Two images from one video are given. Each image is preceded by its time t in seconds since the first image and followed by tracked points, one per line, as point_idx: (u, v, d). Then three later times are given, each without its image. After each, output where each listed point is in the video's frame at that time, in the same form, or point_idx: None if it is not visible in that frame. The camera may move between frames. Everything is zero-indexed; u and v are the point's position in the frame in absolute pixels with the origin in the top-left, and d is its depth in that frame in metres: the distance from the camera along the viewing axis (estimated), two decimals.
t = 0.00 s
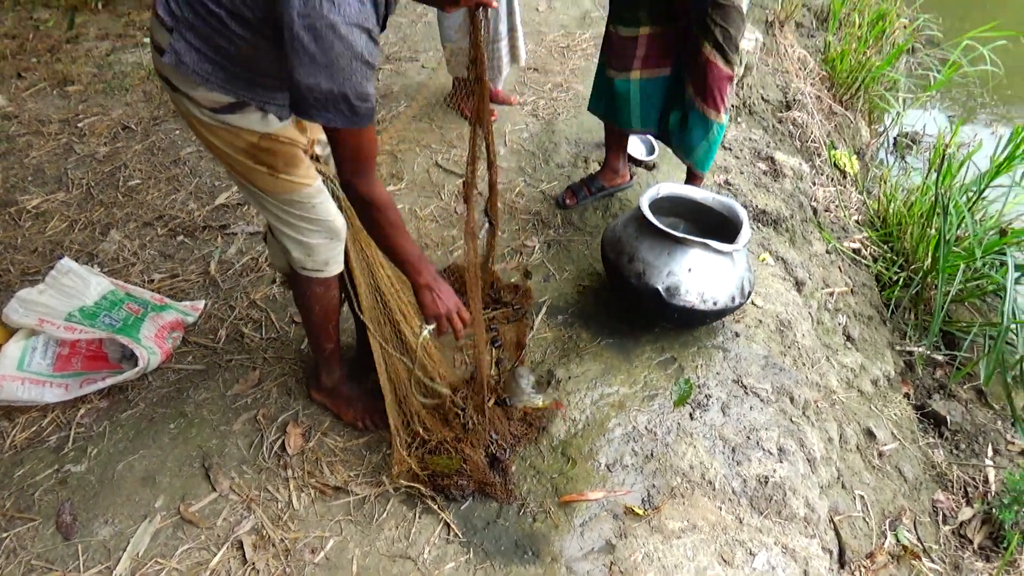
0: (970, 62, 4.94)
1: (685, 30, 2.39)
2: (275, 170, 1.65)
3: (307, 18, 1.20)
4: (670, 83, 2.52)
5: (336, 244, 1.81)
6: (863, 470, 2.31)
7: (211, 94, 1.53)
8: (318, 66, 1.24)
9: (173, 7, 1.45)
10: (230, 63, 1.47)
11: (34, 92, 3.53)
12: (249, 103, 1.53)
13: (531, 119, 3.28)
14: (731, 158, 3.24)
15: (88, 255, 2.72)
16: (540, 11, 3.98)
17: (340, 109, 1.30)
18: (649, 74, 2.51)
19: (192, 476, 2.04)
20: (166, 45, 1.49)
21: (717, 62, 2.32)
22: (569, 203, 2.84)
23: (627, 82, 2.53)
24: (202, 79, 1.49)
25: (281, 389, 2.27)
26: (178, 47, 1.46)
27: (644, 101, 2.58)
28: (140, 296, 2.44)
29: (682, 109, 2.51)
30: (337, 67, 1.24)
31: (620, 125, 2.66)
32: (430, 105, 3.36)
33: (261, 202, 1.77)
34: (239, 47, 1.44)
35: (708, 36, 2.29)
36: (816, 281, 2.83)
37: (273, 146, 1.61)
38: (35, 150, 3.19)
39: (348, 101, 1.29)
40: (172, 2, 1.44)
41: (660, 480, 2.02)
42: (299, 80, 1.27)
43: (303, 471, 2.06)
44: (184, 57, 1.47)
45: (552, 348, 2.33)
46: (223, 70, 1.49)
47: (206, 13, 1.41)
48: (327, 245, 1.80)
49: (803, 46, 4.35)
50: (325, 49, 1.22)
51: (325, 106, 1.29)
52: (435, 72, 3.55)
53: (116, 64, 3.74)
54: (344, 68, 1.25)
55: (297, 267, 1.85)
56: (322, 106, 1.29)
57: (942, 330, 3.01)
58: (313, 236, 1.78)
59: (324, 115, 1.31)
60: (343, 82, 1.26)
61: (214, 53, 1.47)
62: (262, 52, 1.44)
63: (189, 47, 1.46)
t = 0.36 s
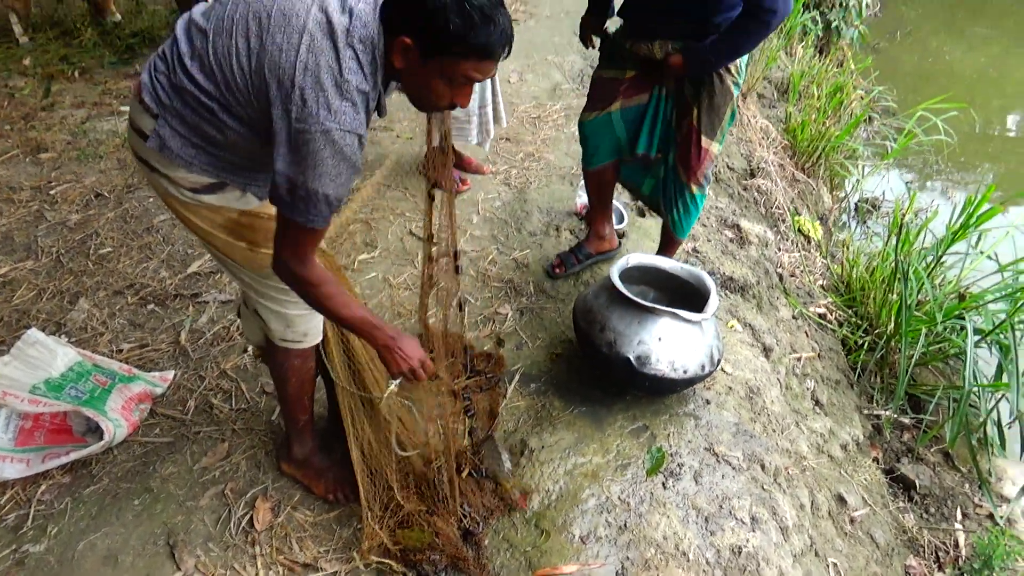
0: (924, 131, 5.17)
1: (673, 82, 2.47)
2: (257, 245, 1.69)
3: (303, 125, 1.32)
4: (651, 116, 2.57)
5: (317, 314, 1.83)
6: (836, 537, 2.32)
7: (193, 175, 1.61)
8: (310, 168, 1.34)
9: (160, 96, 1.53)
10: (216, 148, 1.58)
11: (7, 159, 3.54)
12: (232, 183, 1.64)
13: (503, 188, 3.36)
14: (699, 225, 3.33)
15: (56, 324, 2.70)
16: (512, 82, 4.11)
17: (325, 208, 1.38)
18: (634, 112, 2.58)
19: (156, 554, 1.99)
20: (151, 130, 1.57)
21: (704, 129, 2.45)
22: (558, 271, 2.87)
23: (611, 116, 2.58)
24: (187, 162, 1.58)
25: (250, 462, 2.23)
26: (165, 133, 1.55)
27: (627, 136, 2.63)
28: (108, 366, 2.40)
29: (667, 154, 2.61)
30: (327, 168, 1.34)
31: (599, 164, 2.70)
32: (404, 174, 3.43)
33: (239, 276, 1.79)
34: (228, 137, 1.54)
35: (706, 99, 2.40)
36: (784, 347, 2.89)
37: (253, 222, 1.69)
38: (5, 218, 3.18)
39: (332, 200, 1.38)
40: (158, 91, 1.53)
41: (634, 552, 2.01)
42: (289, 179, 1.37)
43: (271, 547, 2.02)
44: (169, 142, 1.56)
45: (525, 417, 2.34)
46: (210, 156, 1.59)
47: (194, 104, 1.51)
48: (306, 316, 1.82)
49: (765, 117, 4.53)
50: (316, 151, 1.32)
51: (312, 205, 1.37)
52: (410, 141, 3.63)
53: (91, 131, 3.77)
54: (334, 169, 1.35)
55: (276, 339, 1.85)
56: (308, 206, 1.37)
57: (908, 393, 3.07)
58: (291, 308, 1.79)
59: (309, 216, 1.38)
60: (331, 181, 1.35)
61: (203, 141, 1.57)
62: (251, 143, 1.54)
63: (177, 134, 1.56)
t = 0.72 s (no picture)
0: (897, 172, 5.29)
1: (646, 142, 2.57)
2: (238, 286, 1.71)
3: (278, 134, 1.33)
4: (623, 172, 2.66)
5: (295, 356, 1.85)
6: None
7: (179, 216, 1.62)
8: (281, 176, 1.34)
9: (147, 133, 1.54)
10: (202, 186, 1.59)
11: None
12: (217, 224, 1.66)
13: (486, 226, 3.40)
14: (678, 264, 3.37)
15: (31, 361, 2.66)
16: (495, 122, 4.18)
17: (291, 217, 1.39)
18: (607, 169, 2.64)
19: None
20: (137, 167, 1.57)
21: (683, 182, 2.50)
22: (548, 312, 2.91)
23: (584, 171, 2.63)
24: (172, 201, 1.59)
25: (228, 502, 2.20)
26: (151, 170, 1.56)
27: (599, 192, 2.67)
28: (84, 405, 2.37)
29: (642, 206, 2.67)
30: (298, 177, 1.35)
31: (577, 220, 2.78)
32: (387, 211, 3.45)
33: (218, 317, 1.79)
34: (214, 171, 1.55)
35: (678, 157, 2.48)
36: (763, 386, 2.92)
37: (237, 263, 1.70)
38: None
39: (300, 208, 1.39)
40: (146, 129, 1.54)
41: None
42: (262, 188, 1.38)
43: None
44: (155, 179, 1.56)
45: (506, 457, 2.34)
46: (197, 194, 1.61)
47: (182, 140, 1.53)
48: (286, 358, 1.83)
49: (743, 157, 4.63)
50: (288, 159, 1.33)
51: (282, 214, 1.39)
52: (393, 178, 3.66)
53: (72, 165, 3.76)
54: (306, 176, 1.35)
55: (253, 381, 1.84)
56: (278, 214, 1.39)
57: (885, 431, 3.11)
58: (272, 349, 1.81)
59: (279, 224, 1.40)
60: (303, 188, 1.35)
61: (189, 177, 1.58)
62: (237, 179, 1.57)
63: (164, 172, 1.56)
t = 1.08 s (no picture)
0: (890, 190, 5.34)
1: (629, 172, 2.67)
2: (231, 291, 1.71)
3: (270, 145, 1.33)
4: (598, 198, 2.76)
5: (287, 361, 1.85)
6: None
7: (176, 217, 1.62)
8: (269, 187, 1.33)
9: (148, 135, 1.56)
10: (199, 189, 1.59)
11: None
12: (213, 226, 1.65)
13: (481, 233, 3.42)
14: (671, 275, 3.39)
15: (22, 356, 2.66)
16: (492, 129, 4.20)
17: (275, 231, 1.37)
18: (577, 192, 2.74)
19: None
20: (136, 168, 1.58)
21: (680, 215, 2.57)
22: (540, 319, 2.92)
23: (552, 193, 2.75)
24: (168, 202, 1.59)
25: (216, 503, 2.20)
26: (150, 172, 1.57)
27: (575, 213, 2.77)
28: (74, 402, 2.32)
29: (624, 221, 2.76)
30: (287, 190, 1.34)
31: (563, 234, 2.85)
32: (382, 216, 3.47)
33: (212, 319, 1.79)
34: (211, 176, 1.56)
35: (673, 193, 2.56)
36: (752, 399, 2.94)
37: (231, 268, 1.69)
38: None
39: (287, 224, 1.37)
40: (147, 131, 1.56)
41: None
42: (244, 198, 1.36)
43: None
44: (154, 181, 1.57)
45: (496, 464, 2.35)
46: (193, 198, 1.60)
47: (180, 144, 1.53)
48: (277, 363, 1.84)
49: (737, 171, 4.66)
50: (278, 171, 1.33)
51: (267, 228, 1.37)
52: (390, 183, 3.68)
53: (67, 161, 3.75)
54: (294, 189, 1.35)
55: (244, 383, 1.85)
56: (261, 227, 1.37)
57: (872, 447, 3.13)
58: (263, 353, 1.81)
59: (260, 238, 1.38)
60: (290, 201, 1.35)
61: (186, 181, 1.58)
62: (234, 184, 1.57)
63: (162, 174, 1.57)
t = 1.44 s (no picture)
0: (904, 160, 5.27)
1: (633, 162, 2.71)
2: (242, 244, 1.72)
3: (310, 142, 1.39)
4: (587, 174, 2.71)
5: (296, 314, 1.85)
6: (792, 556, 2.37)
7: (185, 171, 1.61)
8: (326, 183, 1.42)
9: (160, 93, 1.53)
10: (212, 149, 1.58)
11: None
12: (224, 182, 1.65)
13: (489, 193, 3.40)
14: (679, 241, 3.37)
15: (31, 302, 2.68)
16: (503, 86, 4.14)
17: (343, 218, 1.48)
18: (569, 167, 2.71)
19: (123, 541, 2.00)
20: (147, 124, 1.57)
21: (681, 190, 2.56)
22: (545, 282, 2.93)
23: (542, 165, 2.70)
24: (181, 159, 1.59)
25: (222, 453, 2.24)
26: (163, 129, 1.55)
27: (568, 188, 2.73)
28: (82, 349, 2.40)
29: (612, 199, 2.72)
30: (340, 183, 1.42)
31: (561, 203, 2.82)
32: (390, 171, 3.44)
33: (222, 272, 1.80)
34: (226, 139, 1.56)
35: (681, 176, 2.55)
36: (753, 367, 2.96)
37: (242, 221, 1.71)
38: None
39: (350, 211, 1.47)
40: (158, 88, 1.53)
41: (596, 563, 2.06)
42: (303, 188, 1.45)
43: (239, 539, 2.04)
44: (166, 138, 1.56)
45: (497, 424, 2.38)
46: (204, 153, 1.60)
47: (194, 106, 1.52)
48: (285, 315, 1.84)
49: (750, 137, 4.60)
50: (328, 169, 1.40)
51: (331, 216, 1.47)
52: (398, 138, 3.64)
53: (74, 106, 3.72)
54: (343, 182, 1.42)
55: (253, 335, 1.87)
56: (328, 215, 1.47)
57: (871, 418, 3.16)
58: (273, 307, 1.82)
59: (332, 225, 1.48)
60: (344, 195, 1.44)
61: (200, 139, 1.57)
62: (250, 146, 1.57)
63: (174, 132, 1.56)
